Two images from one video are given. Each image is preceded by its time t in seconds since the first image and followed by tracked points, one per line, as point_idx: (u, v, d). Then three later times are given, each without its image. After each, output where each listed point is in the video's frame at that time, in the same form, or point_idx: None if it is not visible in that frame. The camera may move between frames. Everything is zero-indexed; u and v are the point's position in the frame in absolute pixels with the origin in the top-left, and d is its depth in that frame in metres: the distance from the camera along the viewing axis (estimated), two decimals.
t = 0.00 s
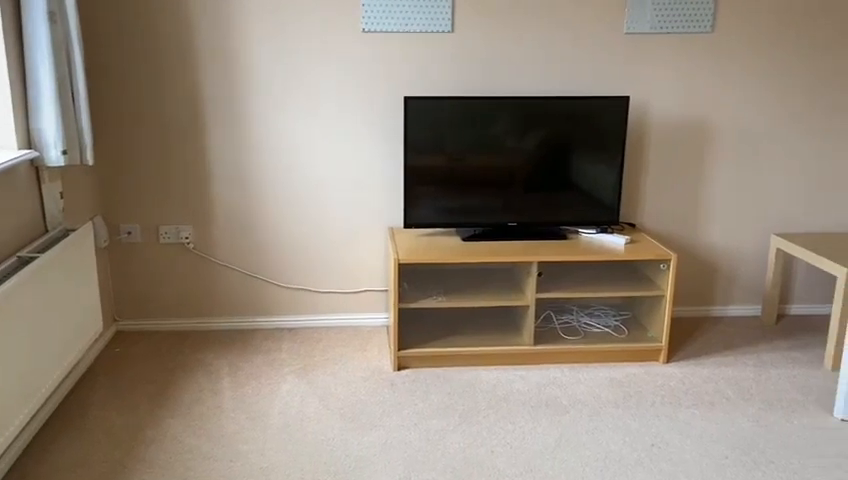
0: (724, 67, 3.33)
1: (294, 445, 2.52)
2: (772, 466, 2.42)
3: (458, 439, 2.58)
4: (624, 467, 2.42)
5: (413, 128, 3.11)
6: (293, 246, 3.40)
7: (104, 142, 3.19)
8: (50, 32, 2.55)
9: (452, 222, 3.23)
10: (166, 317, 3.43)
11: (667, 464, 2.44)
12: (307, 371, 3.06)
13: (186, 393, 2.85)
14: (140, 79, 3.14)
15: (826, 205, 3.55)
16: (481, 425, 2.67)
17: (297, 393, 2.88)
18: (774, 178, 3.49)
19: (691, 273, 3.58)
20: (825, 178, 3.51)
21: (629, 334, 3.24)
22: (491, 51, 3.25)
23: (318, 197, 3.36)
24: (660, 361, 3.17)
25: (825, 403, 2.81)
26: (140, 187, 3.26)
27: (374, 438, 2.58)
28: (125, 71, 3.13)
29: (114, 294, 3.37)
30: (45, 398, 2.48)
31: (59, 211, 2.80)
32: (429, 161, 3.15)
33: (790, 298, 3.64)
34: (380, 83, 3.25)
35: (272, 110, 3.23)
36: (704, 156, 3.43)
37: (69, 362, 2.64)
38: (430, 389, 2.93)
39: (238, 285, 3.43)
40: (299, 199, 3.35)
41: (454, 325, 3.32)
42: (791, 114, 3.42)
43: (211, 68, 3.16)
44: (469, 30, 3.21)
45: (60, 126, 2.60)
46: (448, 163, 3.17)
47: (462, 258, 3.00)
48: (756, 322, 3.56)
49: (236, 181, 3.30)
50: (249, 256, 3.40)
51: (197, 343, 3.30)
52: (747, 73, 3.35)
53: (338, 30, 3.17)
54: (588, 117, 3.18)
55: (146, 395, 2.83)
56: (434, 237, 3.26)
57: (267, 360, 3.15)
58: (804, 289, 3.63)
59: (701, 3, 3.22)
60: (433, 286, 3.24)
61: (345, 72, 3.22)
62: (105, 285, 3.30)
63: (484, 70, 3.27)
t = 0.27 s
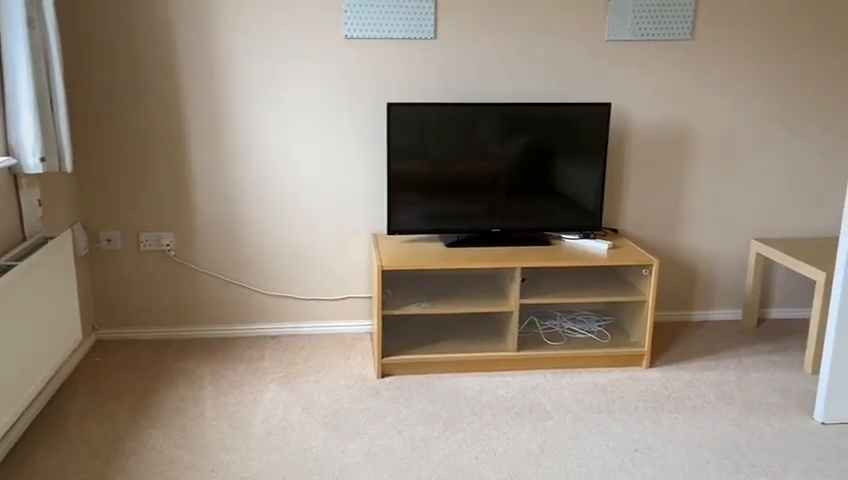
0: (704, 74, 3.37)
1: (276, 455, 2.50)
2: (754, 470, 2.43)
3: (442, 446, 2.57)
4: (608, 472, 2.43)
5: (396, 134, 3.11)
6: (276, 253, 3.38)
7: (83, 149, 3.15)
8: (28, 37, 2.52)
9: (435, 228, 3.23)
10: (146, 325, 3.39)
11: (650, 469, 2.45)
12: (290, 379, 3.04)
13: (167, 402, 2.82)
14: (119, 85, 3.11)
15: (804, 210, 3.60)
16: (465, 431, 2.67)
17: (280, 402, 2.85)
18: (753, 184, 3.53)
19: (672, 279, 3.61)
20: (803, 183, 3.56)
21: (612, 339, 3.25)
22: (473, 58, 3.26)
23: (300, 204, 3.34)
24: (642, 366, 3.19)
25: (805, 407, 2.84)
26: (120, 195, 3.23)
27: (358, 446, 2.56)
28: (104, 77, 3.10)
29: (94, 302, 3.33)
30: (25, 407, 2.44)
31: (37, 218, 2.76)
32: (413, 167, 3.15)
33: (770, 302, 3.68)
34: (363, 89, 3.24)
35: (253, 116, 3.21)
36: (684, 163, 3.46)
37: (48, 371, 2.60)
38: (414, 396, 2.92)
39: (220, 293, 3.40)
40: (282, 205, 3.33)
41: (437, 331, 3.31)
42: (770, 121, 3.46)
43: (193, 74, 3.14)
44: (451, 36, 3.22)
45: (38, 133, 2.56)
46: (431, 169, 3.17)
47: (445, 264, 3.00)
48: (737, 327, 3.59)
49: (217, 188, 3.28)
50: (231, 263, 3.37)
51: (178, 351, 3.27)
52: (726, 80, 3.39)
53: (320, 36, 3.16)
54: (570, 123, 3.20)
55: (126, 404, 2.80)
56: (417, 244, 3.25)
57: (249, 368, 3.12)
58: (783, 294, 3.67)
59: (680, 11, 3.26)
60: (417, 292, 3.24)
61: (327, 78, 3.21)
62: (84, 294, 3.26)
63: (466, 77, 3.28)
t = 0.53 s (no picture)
0: (686, 83, 3.40)
1: (261, 465, 2.48)
2: (738, 476, 2.45)
3: (429, 455, 2.56)
4: None
5: (382, 143, 3.11)
6: (261, 262, 3.37)
7: (65, 157, 3.13)
8: (9, 45, 2.50)
9: (421, 236, 3.24)
10: (130, 335, 3.36)
11: (635, 475, 2.45)
12: (275, 388, 3.02)
13: (151, 413, 2.79)
14: (103, 93, 3.09)
15: (786, 217, 3.64)
16: (451, 440, 2.66)
17: (265, 412, 2.83)
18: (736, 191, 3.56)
19: (657, 285, 3.63)
20: (784, 190, 3.60)
21: (597, 346, 3.27)
22: (458, 67, 3.27)
23: (286, 212, 3.33)
24: (627, 373, 3.20)
25: (788, 412, 2.87)
26: (104, 204, 3.20)
27: (343, 456, 2.55)
28: (87, 85, 3.07)
29: (76, 312, 3.29)
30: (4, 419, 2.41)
31: (18, 228, 2.73)
32: (399, 175, 3.15)
33: (753, 308, 3.71)
34: (348, 97, 3.24)
35: (238, 125, 3.20)
36: (668, 170, 3.49)
37: (29, 383, 2.57)
38: (400, 404, 2.92)
39: (205, 302, 3.38)
40: (267, 214, 3.32)
41: (423, 339, 3.31)
42: (751, 129, 3.50)
43: (177, 82, 3.13)
44: (436, 45, 3.23)
45: (20, 141, 2.54)
46: (417, 177, 3.17)
47: (431, 272, 3.00)
48: (721, 333, 3.62)
49: (201, 196, 3.26)
50: (215, 272, 3.35)
51: (162, 361, 3.24)
52: (708, 89, 3.43)
53: (306, 45, 3.16)
54: (555, 131, 3.22)
55: (108, 415, 2.77)
56: (403, 252, 3.25)
57: (234, 378, 3.10)
58: (766, 300, 3.71)
59: (663, 20, 3.30)
60: (403, 301, 3.23)
61: (312, 87, 3.21)
62: (66, 304, 3.22)
63: (451, 86, 3.29)
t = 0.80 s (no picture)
0: (672, 94, 3.43)
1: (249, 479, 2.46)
2: None
3: (418, 467, 2.56)
4: None
5: (370, 153, 3.12)
6: (249, 273, 3.36)
7: (52, 170, 3.11)
8: None
9: (410, 247, 3.24)
10: (116, 348, 3.33)
11: None
12: (263, 401, 3.01)
13: (137, 427, 2.77)
14: (89, 105, 3.08)
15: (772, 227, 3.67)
16: (440, 451, 2.66)
17: (253, 424, 2.82)
18: (721, 201, 3.59)
19: (644, 295, 3.65)
20: (769, 201, 3.63)
21: (586, 356, 3.27)
22: (446, 79, 3.29)
23: (274, 224, 3.32)
24: (616, 383, 3.21)
25: (775, 421, 2.88)
26: (90, 216, 3.19)
27: (332, 469, 2.53)
28: (73, 97, 3.07)
29: (62, 325, 3.27)
30: None
31: (4, 241, 2.71)
32: (387, 185, 3.16)
33: (740, 318, 3.74)
34: (336, 109, 3.25)
35: (225, 137, 3.20)
36: (654, 180, 3.52)
37: (13, 397, 2.55)
38: (389, 416, 2.91)
39: (192, 314, 3.36)
40: (255, 225, 3.31)
41: (412, 350, 3.31)
42: (736, 140, 3.53)
43: (164, 94, 3.12)
44: (423, 57, 3.25)
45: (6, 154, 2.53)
46: (405, 188, 3.18)
47: (419, 283, 3.00)
48: (708, 342, 3.63)
49: (188, 208, 3.25)
50: (203, 285, 3.34)
51: (149, 374, 3.22)
52: (693, 100, 3.46)
53: (294, 57, 3.17)
54: (542, 142, 3.24)
55: (94, 429, 2.74)
56: (391, 263, 3.26)
57: (221, 391, 3.08)
58: (752, 309, 3.73)
59: (648, 33, 3.33)
60: (392, 312, 3.23)
61: (299, 100, 3.21)
62: (51, 317, 3.20)
63: (439, 97, 3.31)
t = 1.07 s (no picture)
0: (661, 108, 3.47)
1: None
2: None
3: None
4: None
5: (361, 167, 3.13)
6: (240, 288, 3.35)
7: (42, 185, 3.11)
8: None
9: (401, 260, 3.24)
10: (106, 363, 3.31)
11: None
12: (254, 416, 2.99)
13: (127, 443, 2.75)
14: (80, 120, 3.08)
15: (761, 239, 3.70)
16: (432, 466, 2.65)
17: (244, 439, 2.80)
18: (711, 214, 3.62)
19: (635, 307, 3.66)
20: (757, 214, 3.66)
21: (577, 369, 3.28)
22: (436, 94, 3.31)
23: (265, 238, 3.32)
24: (607, 396, 3.21)
25: (766, 433, 2.89)
26: (81, 230, 3.18)
27: None
28: (64, 112, 3.07)
29: (51, 341, 3.25)
30: None
31: None
32: (379, 199, 3.17)
33: (730, 331, 3.75)
34: (327, 123, 3.26)
35: (217, 151, 3.20)
36: (645, 193, 3.54)
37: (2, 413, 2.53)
38: (381, 430, 2.90)
39: (183, 329, 3.35)
40: (247, 239, 3.31)
41: (404, 364, 3.30)
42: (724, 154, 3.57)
43: (156, 109, 3.13)
44: (414, 72, 3.27)
45: None
46: (397, 201, 3.18)
47: (411, 297, 3.01)
48: (699, 355, 3.65)
49: (179, 223, 3.25)
50: (194, 299, 3.33)
51: (139, 389, 3.20)
52: (682, 114, 3.49)
53: (285, 72, 3.18)
54: (533, 156, 3.26)
55: (84, 445, 2.72)
56: (383, 276, 3.26)
57: (212, 405, 3.07)
58: (742, 322, 3.75)
59: (637, 48, 3.36)
60: (383, 325, 3.23)
61: (291, 115, 3.22)
62: (41, 332, 3.18)
63: (430, 112, 3.32)
